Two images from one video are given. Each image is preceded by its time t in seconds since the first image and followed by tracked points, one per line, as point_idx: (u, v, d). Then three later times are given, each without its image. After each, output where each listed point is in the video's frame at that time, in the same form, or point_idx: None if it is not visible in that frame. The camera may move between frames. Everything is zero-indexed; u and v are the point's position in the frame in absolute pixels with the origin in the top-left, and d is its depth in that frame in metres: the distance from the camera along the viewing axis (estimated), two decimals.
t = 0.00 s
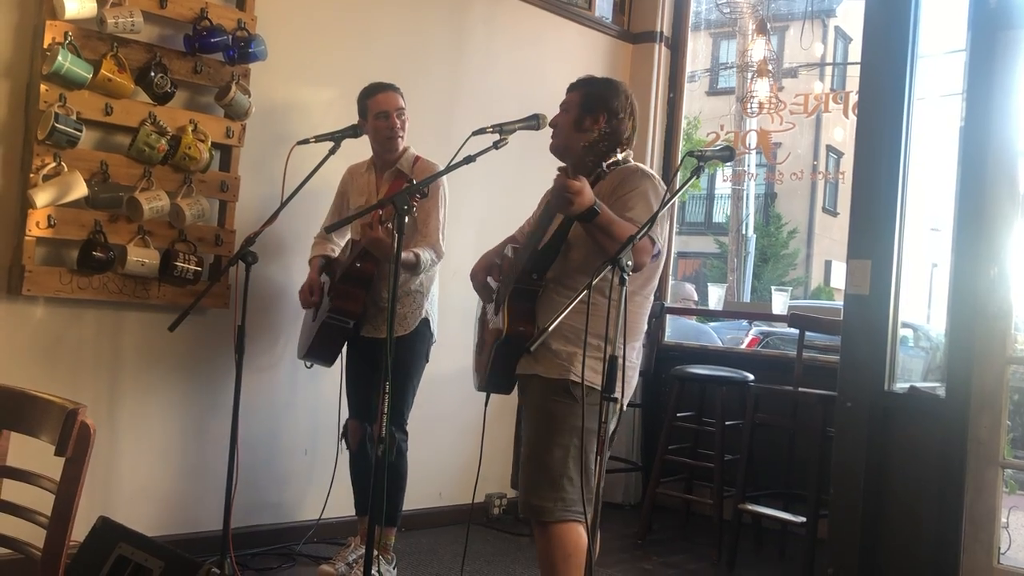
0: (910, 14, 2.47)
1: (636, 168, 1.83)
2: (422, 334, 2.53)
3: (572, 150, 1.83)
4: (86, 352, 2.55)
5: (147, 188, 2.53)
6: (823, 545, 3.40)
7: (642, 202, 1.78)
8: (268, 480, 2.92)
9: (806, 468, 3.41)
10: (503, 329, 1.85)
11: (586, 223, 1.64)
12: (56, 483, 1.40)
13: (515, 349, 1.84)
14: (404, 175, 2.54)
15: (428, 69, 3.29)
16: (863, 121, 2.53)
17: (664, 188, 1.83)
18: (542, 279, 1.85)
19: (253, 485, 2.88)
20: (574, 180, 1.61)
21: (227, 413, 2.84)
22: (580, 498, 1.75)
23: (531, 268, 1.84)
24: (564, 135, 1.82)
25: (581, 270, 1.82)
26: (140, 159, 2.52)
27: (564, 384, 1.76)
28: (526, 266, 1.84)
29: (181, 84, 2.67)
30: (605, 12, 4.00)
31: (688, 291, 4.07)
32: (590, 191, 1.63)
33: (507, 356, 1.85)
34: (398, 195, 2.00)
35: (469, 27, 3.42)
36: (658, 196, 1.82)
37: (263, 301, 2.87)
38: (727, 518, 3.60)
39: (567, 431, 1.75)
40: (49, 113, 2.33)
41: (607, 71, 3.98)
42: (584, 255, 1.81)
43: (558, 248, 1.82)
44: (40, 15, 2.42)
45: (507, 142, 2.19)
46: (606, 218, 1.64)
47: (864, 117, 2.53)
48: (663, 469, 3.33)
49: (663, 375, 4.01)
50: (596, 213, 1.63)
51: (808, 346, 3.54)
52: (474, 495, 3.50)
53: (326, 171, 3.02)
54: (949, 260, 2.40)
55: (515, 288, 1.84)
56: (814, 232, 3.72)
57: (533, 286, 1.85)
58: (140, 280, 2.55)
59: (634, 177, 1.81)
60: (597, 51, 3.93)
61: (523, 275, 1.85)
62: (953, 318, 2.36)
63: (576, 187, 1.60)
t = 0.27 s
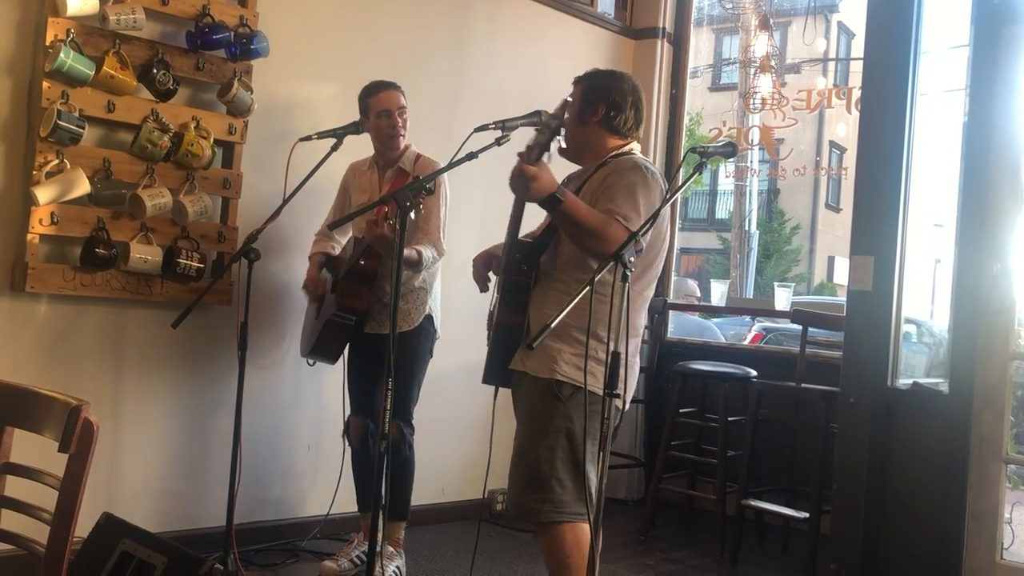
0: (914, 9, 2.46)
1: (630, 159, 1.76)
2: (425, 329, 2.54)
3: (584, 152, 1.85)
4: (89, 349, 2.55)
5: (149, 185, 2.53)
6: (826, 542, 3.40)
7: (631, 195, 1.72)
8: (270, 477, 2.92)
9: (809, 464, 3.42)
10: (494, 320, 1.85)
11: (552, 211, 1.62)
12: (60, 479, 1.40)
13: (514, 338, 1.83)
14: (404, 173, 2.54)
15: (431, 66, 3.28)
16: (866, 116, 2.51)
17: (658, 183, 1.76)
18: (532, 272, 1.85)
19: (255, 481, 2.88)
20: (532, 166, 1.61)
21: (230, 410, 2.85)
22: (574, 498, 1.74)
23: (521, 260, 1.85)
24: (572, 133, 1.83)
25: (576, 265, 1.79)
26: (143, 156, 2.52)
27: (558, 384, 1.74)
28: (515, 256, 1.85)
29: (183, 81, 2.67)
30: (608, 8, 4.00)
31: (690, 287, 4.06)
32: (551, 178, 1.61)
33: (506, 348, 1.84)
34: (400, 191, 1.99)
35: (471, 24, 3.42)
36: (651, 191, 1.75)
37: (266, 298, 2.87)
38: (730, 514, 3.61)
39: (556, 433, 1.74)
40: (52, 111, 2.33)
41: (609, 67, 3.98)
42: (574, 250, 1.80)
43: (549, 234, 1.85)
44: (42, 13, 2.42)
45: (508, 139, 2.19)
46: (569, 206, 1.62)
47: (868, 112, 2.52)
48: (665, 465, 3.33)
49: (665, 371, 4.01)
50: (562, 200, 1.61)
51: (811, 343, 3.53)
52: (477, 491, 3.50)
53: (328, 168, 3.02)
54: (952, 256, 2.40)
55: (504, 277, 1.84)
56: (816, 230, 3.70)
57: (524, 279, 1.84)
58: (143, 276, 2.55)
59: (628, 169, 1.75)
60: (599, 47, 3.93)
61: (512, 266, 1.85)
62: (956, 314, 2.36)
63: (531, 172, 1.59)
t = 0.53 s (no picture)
0: None
1: (612, 144, 1.74)
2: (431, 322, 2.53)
3: (585, 134, 1.84)
4: (95, 345, 2.56)
5: (153, 181, 2.54)
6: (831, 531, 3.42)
7: (610, 182, 1.69)
8: (275, 470, 2.93)
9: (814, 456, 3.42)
10: (493, 311, 1.91)
11: (512, 195, 1.61)
12: (67, 476, 1.41)
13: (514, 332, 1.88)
14: (409, 167, 2.54)
15: (432, 59, 3.28)
16: (869, 106, 2.52)
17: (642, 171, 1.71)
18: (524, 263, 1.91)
19: (261, 475, 2.89)
20: (487, 151, 1.60)
21: (235, 405, 2.86)
22: (584, 492, 1.75)
23: (513, 251, 1.92)
24: (573, 117, 1.84)
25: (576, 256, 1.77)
26: (146, 152, 2.52)
27: (557, 379, 1.75)
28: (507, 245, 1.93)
29: (185, 77, 2.67)
30: None
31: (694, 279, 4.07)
32: (509, 160, 1.61)
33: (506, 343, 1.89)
34: (403, 184, 1.96)
35: (472, 17, 3.41)
36: (633, 179, 1.71)
37: (270, 293, 2.88)
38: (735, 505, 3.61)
39: (560, 427, 1.74)
40: (55, 108, 2.33)
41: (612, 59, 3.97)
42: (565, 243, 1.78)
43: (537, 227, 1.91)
44: (43, 10, 2.42)
45: (510, 131, 2.18)
46: (528, 186, 1.60)
47: (872, 101, 2.51)
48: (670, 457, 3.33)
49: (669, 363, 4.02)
50: (522, 181, 1.60)
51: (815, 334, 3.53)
52: (482, 485, 3.51)
53: (331, 162, 3.02)
54: (956, 246, 2.39)
55: (497, 266, 1.91)
56: (820, 219, 3.71)
57: (518, 268, 1.91)
58: (148, 273, 2.56)
59: (611, 156, 1.72)
60: (601, 39, 3.91)
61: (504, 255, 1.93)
62: (960, 305, 2.35)
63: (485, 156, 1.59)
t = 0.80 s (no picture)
0: None
1: (598, 129, 1.70)
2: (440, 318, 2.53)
3: (580, 117, 1.82)
4: (100, 343, 2.57)
5: (154, 177, 2.53)
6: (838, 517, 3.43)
7: (589, 168, 1.65)
8: (282, 464, 2.94)
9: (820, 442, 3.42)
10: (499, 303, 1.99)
11: (483, 187, 1.58)
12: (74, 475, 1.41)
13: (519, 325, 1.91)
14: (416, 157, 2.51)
15: (432, 51, 3.26)
16: (870, 90, 2.51)
17: (624, 155, 1.66)
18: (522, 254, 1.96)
19: (268, 469, 2.91)
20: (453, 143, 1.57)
21: (241, 399, 2.87)
22: (593, 484, 1.75)
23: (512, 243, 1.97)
24: (570, 102, 1.82)
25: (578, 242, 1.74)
26: (147, 148, 2.51)
27: (556, 375, 1.75)
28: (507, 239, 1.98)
29: (185, 72, 2.66)
30: None
31: (698, 267, 4.06)
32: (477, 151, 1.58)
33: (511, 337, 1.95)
34: (405, 177, 1.96)
35: (471, 7, 3.39)
36: (615, 164, 1.66)
37: (273, 287, 2.88)
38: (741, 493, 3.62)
39: (565, 420, 1.74)
40: (54, 105, 2.32)
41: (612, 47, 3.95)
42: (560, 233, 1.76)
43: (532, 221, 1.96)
44: (42, 7, 2.41)
45: (512, 121, 2.16)
46: (498, 177, 1.57)
47: (872, 85, 2.51)
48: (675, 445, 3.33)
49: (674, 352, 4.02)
50: (491, 174, 1.57)
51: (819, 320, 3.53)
52: (489, 476, 3.52)
53: (332, 156, 3.01)
54: (960, 230, 2.38)
55: (497, 262, 1.98)
56: (823, 203, 3.69)
57: (518, 259, 1.96)
58: (151, 269, 2.56)
59: (596, 142, 1.68)
60: (601, 26, 3.89)
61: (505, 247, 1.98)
62: (965, 288, 2.34)
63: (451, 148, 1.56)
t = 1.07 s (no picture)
0: None
1: (585, 122, 1.69)
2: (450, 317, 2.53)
3: (576, 110, 1.83)
4: (101, 344, 2.57)
5: (152, 178, 2.53)
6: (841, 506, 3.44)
7: (575, 163, 1.64)
8: (286, 462, 2.95)
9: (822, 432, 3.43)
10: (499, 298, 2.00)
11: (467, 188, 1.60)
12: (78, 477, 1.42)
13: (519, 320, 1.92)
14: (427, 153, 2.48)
15: (428, 47, 3.26)
16: (868, 78, 2.50)
17: (610, 148, 1.65)
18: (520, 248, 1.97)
19: (272, 468, 2.91)
20: (436, 147, 1.60)
21: (243, 398, 2.87)
22: (595, 478, 1.76)
23: (510, 239, 1.98)
24: (566, 95, 1.83)
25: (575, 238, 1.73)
26: (144, 149, 2.51)
27: (553, 371, 1.76)
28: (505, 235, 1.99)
29: (181, 72, 2.66)
30: None
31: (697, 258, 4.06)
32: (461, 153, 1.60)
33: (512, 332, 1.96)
34: (403, 174, 1.95)
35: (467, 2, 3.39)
36: (603, 158, 1.65)
37: (273, 286, 2.88)
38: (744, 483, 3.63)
39: (565, 414, 1.75)
40: (51, 108, 2.32)
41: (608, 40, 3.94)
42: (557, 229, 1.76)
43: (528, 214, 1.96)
44: (37, 9, 2.41)
45: (509, 117, 2.16)
46: (481, 178, 1.58)
47: (868, 74, 2.51)
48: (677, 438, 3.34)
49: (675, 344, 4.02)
50: (474, 175, 1.59)
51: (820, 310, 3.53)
52: (492, 471, 3.53)
53: (330, 154, 3.01)
54: (957, 218, 2.40)
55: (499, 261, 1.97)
56: (822, 193, 3.70)
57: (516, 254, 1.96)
58: (151, 270, 2.56)
59: (583, 136, 1.67)
60: (597, 20, 3.89)
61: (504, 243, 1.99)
62: (963, 276, 2.35)
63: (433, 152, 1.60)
